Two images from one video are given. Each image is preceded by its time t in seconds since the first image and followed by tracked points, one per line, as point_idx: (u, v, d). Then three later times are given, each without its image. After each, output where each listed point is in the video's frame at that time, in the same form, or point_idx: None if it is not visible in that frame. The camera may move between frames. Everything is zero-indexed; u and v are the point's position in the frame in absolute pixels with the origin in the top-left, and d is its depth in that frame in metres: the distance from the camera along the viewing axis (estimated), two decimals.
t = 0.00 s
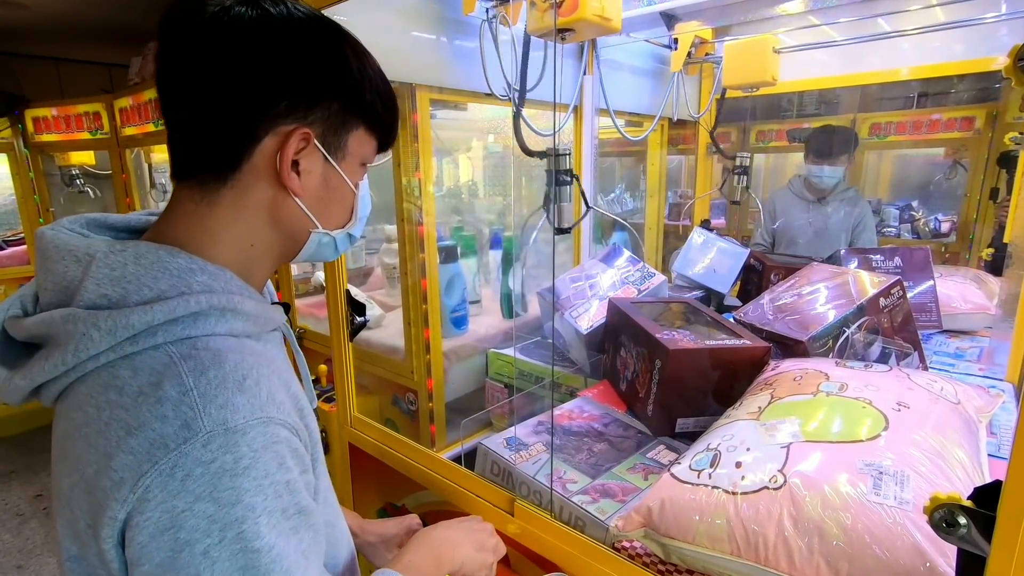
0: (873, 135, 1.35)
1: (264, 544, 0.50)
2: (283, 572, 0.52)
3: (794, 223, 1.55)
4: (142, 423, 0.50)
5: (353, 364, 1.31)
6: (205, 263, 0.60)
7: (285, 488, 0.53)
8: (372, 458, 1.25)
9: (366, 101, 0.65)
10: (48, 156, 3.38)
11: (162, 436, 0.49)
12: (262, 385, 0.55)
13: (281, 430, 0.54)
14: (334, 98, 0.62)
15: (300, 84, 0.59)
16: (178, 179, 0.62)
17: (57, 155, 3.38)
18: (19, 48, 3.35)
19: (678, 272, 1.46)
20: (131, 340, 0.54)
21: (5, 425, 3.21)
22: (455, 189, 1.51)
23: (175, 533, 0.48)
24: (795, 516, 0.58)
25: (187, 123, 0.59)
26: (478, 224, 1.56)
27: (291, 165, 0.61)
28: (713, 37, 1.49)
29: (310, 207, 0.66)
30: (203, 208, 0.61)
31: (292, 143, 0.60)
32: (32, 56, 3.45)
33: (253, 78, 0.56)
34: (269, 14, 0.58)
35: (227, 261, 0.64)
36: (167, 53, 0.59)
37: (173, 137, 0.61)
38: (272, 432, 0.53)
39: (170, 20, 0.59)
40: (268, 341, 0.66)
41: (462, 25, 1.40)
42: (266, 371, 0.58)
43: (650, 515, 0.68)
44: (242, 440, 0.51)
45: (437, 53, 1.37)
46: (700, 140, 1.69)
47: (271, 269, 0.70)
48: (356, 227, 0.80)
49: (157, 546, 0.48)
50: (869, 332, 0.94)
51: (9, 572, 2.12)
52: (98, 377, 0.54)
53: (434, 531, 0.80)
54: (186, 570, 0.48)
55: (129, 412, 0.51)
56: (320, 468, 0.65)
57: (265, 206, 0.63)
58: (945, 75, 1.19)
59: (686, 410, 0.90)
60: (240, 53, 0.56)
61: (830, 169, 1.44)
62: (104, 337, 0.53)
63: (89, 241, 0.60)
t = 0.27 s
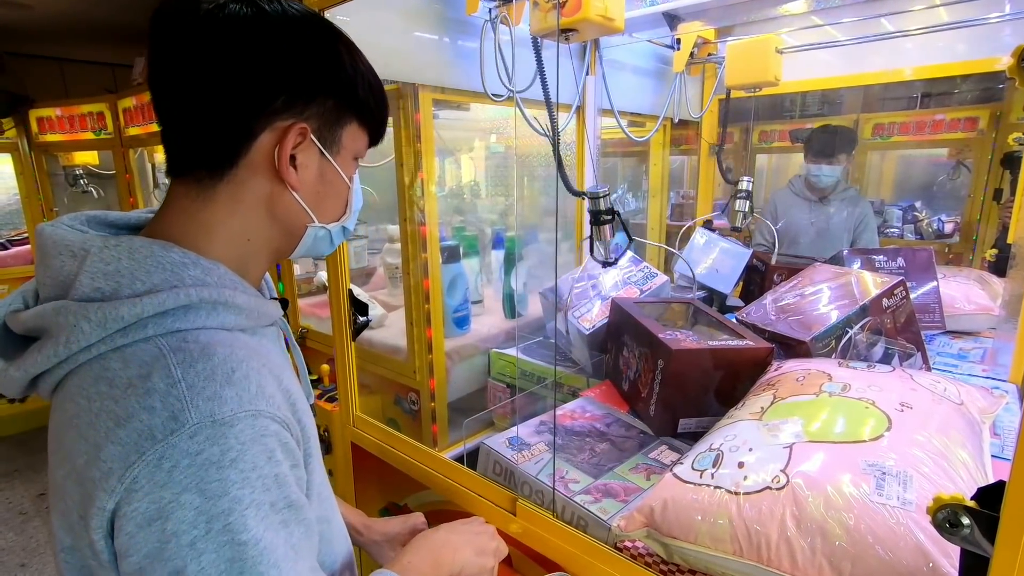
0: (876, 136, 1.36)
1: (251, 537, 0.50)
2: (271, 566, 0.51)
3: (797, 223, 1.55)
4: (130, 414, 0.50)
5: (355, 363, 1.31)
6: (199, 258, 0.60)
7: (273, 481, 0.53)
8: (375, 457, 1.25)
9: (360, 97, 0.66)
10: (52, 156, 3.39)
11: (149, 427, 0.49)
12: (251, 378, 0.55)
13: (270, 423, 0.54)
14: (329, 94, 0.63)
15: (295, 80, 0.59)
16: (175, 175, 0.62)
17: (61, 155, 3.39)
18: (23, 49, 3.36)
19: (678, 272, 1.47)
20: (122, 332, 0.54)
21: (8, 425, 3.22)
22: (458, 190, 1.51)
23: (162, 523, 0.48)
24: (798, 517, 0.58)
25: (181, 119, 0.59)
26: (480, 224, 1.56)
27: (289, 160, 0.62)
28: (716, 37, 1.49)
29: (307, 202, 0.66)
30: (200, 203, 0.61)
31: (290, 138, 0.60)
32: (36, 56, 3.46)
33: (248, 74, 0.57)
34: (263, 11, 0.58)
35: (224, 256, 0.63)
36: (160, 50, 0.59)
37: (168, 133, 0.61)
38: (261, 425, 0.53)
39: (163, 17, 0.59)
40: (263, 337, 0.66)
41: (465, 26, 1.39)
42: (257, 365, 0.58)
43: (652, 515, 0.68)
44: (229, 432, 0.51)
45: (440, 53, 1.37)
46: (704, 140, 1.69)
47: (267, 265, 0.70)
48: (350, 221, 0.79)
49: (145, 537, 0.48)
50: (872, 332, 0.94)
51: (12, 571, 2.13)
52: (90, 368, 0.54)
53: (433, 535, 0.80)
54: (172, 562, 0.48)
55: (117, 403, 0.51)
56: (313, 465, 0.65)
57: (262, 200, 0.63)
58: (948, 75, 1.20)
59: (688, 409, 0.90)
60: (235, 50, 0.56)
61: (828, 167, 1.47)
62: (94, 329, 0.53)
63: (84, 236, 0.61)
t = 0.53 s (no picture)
0: (881, 135, 1.34)
1: (244, 526, 0.50)
2: (264, 556, 0.51)
3: (800, 222, 1.50)
4: (127, 398, 0.50)
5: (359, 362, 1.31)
6: (202, 251, 0.60)
7: (268, 471, 0.53)
8: (377, 455, 1.25)
9: (372, 108, 0.67)
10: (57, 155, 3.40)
11: (145, 412, 0.50)
12: (248, 368, 0.56)
13: (266, 413, 0.54)
14: (344, 102, 0.64)
15: (315, 87, 0.60)
16: (189, 171, 0.62)
17: (66, 154, 3.40)
18: (29, 48, 3.37)
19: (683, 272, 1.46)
20: (121, 318, 0.54)
21: (10, 423, 3.22)
22: (461, 189, 1.50)
23: (155, 508, 0.48)
24: (803, 518, 0.58)
25: (202, 121, 0.60)
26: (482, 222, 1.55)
27: (305, 164, 0.62)
28: (720, 36, 1.49)
29: (318, 207, 0.66)
30: (212, 199, 0.61)
31: (306, 143, 0.61)
32: (41, 55, 3.48)
33: (271, 79, 0.58)
34: (289, 24, 0.60)
35: (230, 253, 0.63)
36: (185, 57, 0.60)
37: (185, 134, 0.62)
38: (256, 414, 0.53)
39: (189, 27, 0.61)
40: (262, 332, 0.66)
41: (469, 24, 1.39)
42: (254, 357, 0.58)
43: (656, 515, 0.68)
44: (225, 419, 0.51)
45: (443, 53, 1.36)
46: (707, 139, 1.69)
47: (269, 267, 0.69)
48: (354, 228, 0.79)
49: (137, 523, 0.48)
50: (878, 332, 0.94)
51: (18, 568, 2.14)
52: (86, 353, 0.54)
53: (434, 539, 0.80)
54: (164, 548, 0.48)
55: (113, 386, 0.51)
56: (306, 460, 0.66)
57: (274, 201, 0.63)
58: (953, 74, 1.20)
59: (692, 409, 0.90)
60: (260, 57, 0.58)
61: (826, 169, 1.43)
62: (95, 313, 0.53)
63: (93, 226, 0.61)
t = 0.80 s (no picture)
0: (885, 134, 1.34)
1: (239, 514, 0.50)
2: (259, 544, 0.51)
3: (804, 221, 1.50)
4: (120, 389, 0.50)
5: (361, 362, 1.31)
6: (199, 250, 0.60)
7: (263, 461, 0.53)
8: (380, 454, 1.26)
9: (370, 111, 0.68)
10: (63, 155, 3.42)
11: (138, 401, 0.50)
12: (242, 360, 0.56)
13: (260, 404, 0.55)
14: (344, 107, 0.64)
15: (315, 92, 0.61)
16: (188, 174, 0.62)
17: (72, 155, 3.42)
18: (35, 50, 3.39)
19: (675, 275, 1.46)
20: (116, 311, 0.54)
21: (17, 421, 3.24)
22: (465, 189, 1.51)
23: (149, 498, 0.48)
24: (806, 517, 0.58)
25: (202, 126, 0.60)
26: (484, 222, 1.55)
27: (303, 168, 0.63)
28: (724, 35, 1.48)
29: (316, 209, 0.67)
30: (210, 201, 0.62)
31: (305, 147, 0.61)
32: (47, 56, 3.50)
33: (273, 85, 0.58)
34: (290, 32, 0.60)
35: (227, 253, 0.63)
36: (185, 66, 0.60)
37: (185, 139, 0.62)
38: (250, 405, 0.54)
39: (189, 35, 0.61)
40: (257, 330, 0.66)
41: (472, 24, 1.40)
42: (247, 350, 0.59)
43: (658, 515, 0.68)
44: (219, 409, 0.51)
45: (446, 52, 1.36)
46: (711, 137, 1.68)
47: (266, 268, 0.70)
48: (352, 229, 0.79)
49: (131, 512, 0.48)
50: (882, 331, 0.93)
51: (25, 566, 2.16)
52: (81, 346, 0.54)
53: (435, 538, 0.80)
54: (159, 537, 0.48)
55: (107, 377, 0.51)
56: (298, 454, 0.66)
57: (272, 204, 0.63)
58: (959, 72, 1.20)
59: (695, 408, 0.90)
60: (261, 65, 0.58)
61: (826, 169, 1.44)
62: (91, 305, 0.53)
63: (93, 224, 0.62)
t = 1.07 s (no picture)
0: (888, 132, 1.34)
1: (228, 520, 0.50)
2: (249, 549, 0.52)
3: (806, 221, 1.49)
4: (106, 396, 0.51)
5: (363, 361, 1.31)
6: (186, 252, 0.60)
7: (253, 466, 0.53)
8: (382, 454, 1.26)
9: (358, 112, 0.68)
10: (67, 157, 3.43)
11: (124, 409, 0.50)
12: (229, 364, 0.56)
13: (248, 409, 0.55)
14: (330, 107, 0.64)
15: (300, 93, 0.61)
16: (175, 176, 0.62)
17: (75, 156, 3.42)
18: (38, 51, 3.40)
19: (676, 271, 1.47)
20: (101, 317, 0.54)
21: (21, 422, 3.25)
22: (466, 189, 1.51)
23: (137, 505, 0.48)
24: (808, 517, 0.58)
25: (187, 127, 0.60)
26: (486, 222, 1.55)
27: (290, 168, 0.63)
28: (726, 34, 1.47)
29: (304, 209, 0.67)
30: (196, 202, 0.62)
31: (291, 147, 0.62)
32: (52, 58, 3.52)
33: (256, 86, 0.58)
34: (274, 31, 0.60)
35: (215, 255, 0.64)
36: (170, 65, 0.60)
37: (171, 139, 0.62)
38: (239, 410, 0.54)
39: (174, 34, 0.61)
40: (247, 333, 0.67)
41: (472, 24, 1.40)
42: (235, 354, 0.59)
43: (660, 515, 0.68)
44: (206, 415, 0.51)
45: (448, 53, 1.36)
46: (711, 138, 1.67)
47: (256, 269, 0.70)
48: (344, 229, 0.80)
49: (119, 520, 0.48)
50: (884, 331, 0.93)
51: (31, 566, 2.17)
52: (67, 352, 0.54)
53: (435, 538, 0.80)
54: (148, 544, 0.48)
55: (93, 384, 0.51)
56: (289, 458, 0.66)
57: (259, 205, 0.63)
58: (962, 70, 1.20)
59: (696, 408, 0.90)
60: (245, 65, 0.58)
61: (828, 168, 1.44)
62: (75, 311, 0.53)
63: (78, 227, 0.61)
